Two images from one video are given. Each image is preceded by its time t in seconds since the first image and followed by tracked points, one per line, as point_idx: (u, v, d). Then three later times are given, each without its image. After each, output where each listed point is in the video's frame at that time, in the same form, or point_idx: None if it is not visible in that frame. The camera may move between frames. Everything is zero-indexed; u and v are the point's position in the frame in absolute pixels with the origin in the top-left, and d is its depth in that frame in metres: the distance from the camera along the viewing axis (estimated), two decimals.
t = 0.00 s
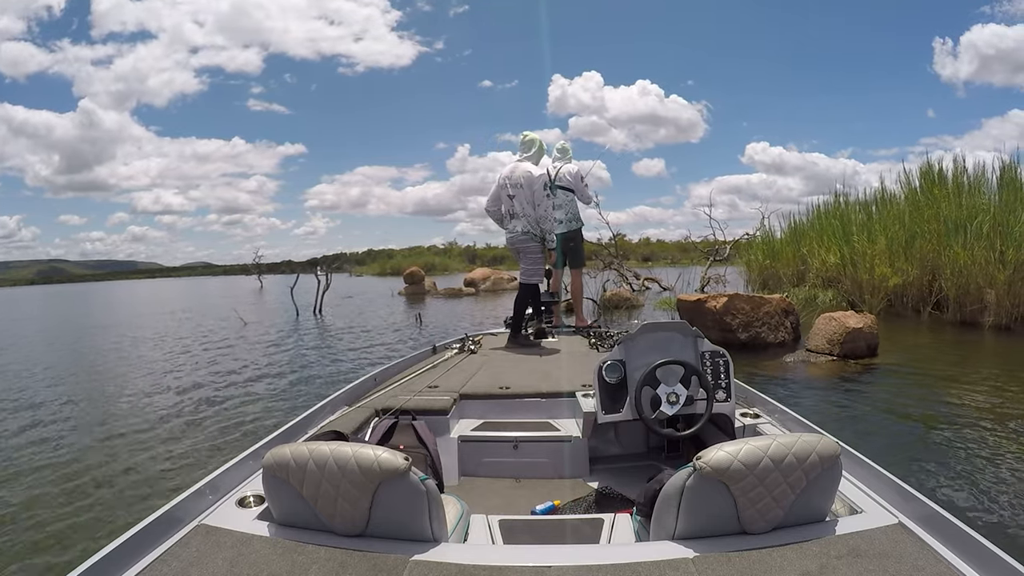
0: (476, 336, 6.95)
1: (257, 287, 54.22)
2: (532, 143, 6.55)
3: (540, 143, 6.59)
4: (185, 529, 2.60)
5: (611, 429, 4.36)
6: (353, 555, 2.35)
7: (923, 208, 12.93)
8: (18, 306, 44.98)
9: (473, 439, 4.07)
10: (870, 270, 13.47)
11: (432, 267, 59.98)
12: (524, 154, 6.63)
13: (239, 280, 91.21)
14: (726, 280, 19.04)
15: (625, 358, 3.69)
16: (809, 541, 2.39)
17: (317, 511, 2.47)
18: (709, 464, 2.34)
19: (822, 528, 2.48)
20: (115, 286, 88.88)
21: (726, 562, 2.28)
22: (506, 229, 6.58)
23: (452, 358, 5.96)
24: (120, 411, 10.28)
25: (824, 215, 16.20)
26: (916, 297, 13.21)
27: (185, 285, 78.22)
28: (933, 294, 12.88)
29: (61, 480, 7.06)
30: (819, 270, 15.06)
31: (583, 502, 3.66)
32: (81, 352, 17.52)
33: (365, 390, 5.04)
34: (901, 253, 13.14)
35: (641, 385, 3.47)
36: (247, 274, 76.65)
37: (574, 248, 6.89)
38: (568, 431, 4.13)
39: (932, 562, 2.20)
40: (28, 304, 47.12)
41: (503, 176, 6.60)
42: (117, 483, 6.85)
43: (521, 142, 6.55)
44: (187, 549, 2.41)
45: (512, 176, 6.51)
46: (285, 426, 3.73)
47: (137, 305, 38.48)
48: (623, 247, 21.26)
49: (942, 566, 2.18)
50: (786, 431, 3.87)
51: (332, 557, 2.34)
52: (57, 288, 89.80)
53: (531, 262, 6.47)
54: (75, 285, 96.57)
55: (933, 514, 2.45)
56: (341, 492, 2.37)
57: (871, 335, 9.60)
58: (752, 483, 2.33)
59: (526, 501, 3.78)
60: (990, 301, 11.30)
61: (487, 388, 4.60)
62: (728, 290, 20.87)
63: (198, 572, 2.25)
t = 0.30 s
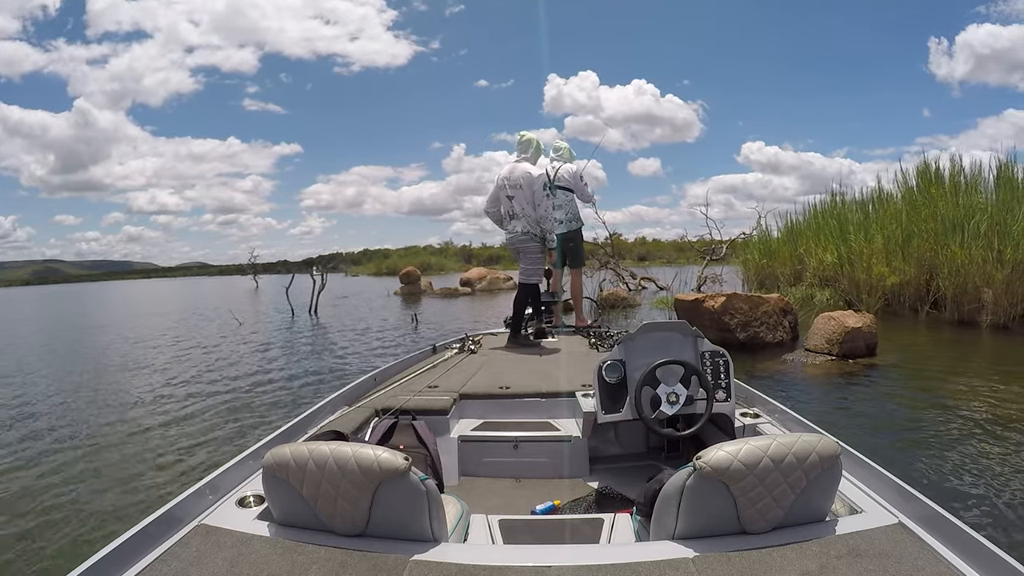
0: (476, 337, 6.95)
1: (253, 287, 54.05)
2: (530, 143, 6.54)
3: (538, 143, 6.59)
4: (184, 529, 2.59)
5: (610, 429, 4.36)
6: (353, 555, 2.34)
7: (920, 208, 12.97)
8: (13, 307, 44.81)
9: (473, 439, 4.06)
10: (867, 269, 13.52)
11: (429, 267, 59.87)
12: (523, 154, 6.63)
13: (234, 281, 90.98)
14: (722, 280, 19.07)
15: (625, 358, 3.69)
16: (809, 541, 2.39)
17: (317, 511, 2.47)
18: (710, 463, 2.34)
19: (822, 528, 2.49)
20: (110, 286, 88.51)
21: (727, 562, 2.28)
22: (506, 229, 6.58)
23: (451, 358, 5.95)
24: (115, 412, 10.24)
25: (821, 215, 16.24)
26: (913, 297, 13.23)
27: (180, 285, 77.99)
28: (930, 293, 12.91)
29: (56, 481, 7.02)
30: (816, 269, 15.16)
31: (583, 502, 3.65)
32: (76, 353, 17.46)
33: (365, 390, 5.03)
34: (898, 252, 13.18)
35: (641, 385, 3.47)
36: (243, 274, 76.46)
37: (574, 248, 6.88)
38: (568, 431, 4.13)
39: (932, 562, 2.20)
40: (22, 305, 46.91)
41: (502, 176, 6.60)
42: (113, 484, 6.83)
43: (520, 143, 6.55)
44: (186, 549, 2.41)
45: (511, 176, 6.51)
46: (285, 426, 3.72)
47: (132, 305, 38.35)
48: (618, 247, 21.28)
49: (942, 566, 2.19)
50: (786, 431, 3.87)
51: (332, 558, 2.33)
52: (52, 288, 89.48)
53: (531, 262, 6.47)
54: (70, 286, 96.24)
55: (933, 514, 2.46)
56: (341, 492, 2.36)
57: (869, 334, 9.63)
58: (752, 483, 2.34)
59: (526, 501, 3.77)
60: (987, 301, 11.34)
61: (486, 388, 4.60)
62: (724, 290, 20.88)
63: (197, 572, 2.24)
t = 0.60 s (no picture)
0: (476, 337, 6.94)
1: (248, 287, 53.92)
2: (530, 143, 6.54)
3: (537, 144, 6.58)
4: (185, 529, 2.58)
5: (610, 429, 4.36)
6: (353, 555, 2.34)
7: (917, 208, 12.99)
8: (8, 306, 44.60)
9: (473, 439, 4.06)
10: (865, 270, 13.62)
11: (425, 266, 59.79)
12: (523, 154, 6.63)
13: (230, 280, 90.79)
14: (719, 280, 19.11)
15: (625, 358, 3.69)
16: (809, 541, 2.39)
17: (317, 511, 2.46)
18: (709, 463, 2.34)
19: (822, 528, 2.49)
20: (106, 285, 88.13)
21: (726, 562, 2.28)
22: (506, 229, 6.57)
23: (451, 358, 5.95)
24: (111, 412, 10.19)
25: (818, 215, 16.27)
26: (910, 297, 13.25)
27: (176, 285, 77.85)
28: (928, 293, 12.92)
29: (52, 481, 6.98)
30: (813, 270, 15.25)
31: (583, 502, 3.65)
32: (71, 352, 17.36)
33: (365, 390, 5.02)
34: (896, 253, 13.21)
35: (641, 385, 3.48)
36: (239, 274, 76.31)
37: (574, 248, 6.89)
38: (568, 431, 4.13)
39: (932, 562, 2.21)
40: (16, 304, 46.72)
41: (502, 176, 6.59)
42: (110, 484, 6.80)
43: (520, 143, 6.55)
44: (187, 549, 2.40)
45: (511, 177, 6.49)
46: (285, 426, 3.72)
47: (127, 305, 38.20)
48: (615, 247, 21.29)
49: (942, 566, 2.19)
50: (786, 431, 3.87)
51: (332, 557, 2.33)
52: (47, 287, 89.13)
53: (531, 262, 6.46)
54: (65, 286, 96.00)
55: (932, 514, 2.46)
56: (341, 492, 2.36)
57: (868, 335, 9.62)
58: (752, 483, 2.34)
59: (526, 501, 3.77)
60: (985, 301, 11.35)
61: (487, 388, 4.60)
62: (721, 290, 20.88)
63: (198, 572, 2.24)
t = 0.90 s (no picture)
0: (476, 337, 6.94)
1: (245, 286, 53.84)
2: (531, 143, 6.54)
3: (538, 144, 6.58)
4: (185, 529, 2.58)
5: (610, 429, 4.36)
6: (353, 555, 2.34)
7: (916, 209, 13.02)
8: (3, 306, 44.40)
9: (473, 439, 4.06)
10: (863, 270, 13.56)
11: (422, 266, 59.73)
12: (524, 154, 6.62)
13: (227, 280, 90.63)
14: (716, 280, 19.12)
15: (625, 358, 3.69)
16: (809, 541, 2.39)
17: (317, 511, 2.46)
18: (709, 463, 2.34)
19: (822, 528, 2.49)
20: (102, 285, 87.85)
21: (727, 562, 2.28)
22: (506, 229, 6.57)
23: (451, 359, 5.95)
24: (109, 412, 10.16)
25: (816, 216, 16.29)
26: (908, 298, 13.26)
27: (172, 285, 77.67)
28: (926, 294, 12.95)
29: (53, 481, 6.98)
30: (812, 270, 15.26)
31: (583, 502, 3.66)
32: (67, 352, 17.29)
33: (365, 390, 5.02)
34: (894, 253, 13.22)
35: (641, 385, 3.48)
36: (235, 274, 76.16)
37: (574, 248, 6.91)
38: (568, 431, 4.13)
39: (932, 562, 2.21)
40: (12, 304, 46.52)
41: (503, 176, 6.59)
42: (108, 484, 6.78)
43: (521, 143, 6.54)
44: (186, 549, 2.40)
45: (511, 177, 6.49)
46: (285, 426, 3.71)
47: (122, 304, 38.04)
48: (612, 247, 21.29)
49: (942, 566, 2.20)
50: (786, 431, 3.88)
51: (332, 558, 2.33)
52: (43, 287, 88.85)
53: (531, 262, 6.46)
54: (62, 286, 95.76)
55: (933, 514, 2.47)
56: (341, 492, 2.36)
57: (868, 336, 9.62)
58: (752, 483, 2.34)
59: (526, 501, 3.77)
60: (983, 302, 11.34)
61: (487, 388, 4.60)
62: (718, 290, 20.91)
63: (198, 572, 2.23)
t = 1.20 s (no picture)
0: (476, 336, 6.94)
1: (241, 286, 53.79)
2: (531, 144, 6.54)
3: (539, 145, 6.59)
4: (184, 529, 2.58)
5: (610, 429, 4.35)
6: (353, 555, 2.34)
7: (913, 208, 13.06)
8: None
9: (473, 439, 4.06)
10: (862, 270, 13.41)
11: (418, 266, 59.68)
12: (524, 155, 6.63)
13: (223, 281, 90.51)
14: (714, 280, 19.15)
15: (625, 358, 3.70)
16: (809, 541, 2.39)
17: (317, 511, 2.46)
18: (709, 464, 2.34)
19: (822, 528, 2.49)
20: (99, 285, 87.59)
21: (727, 562, 2.28)
22: (506, 229, 6.55)
23: (451, 359, 5.94)
24: (104, 414, 10.09)
25: (813, 216, 16.31)
26: (906, 298, 13.26)
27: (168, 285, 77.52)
28: (924, 294, 12.98)
29: (53, 481, 6.99)
30: (809, 270, 15.29)
31: (583, 502, 3.65)
32: (61, 354, 17.19)
33: (365, 390, 5.01)
34: (891, 253, 13.25)
35: (641, 385, 3.47)
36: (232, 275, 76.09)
37: (572, 248, 6.90)
38: (568, 431, 4.13)
39: (932, 562, 2.21)
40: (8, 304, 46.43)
41: (503, 177, 6.58)
42: (105, 486, 6.76)
43: (521, 143, 6.55)
44: (186, 549, 2.39)
45: (511, 177, 6.49)
46: (285, 426, 3.71)
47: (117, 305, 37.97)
48: (609, 247, 21.31)
49: (942, 566, 2.20)
50: (786, 431, 3.88)
51: (332, 558, 2.32)
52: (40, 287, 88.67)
53: (531, 262, 6.43)
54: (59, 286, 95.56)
55: (933, 514, 2.47)
56: (341, 492, 2.36)
57: (866, 336, 9.62)
58: (752, 483, 2.34)
59: (525, 501, 3.77)
60: (982, 302, 11.32)
61: (486, 388, 4.59)
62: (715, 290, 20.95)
63: (198, 572, 2.23)
